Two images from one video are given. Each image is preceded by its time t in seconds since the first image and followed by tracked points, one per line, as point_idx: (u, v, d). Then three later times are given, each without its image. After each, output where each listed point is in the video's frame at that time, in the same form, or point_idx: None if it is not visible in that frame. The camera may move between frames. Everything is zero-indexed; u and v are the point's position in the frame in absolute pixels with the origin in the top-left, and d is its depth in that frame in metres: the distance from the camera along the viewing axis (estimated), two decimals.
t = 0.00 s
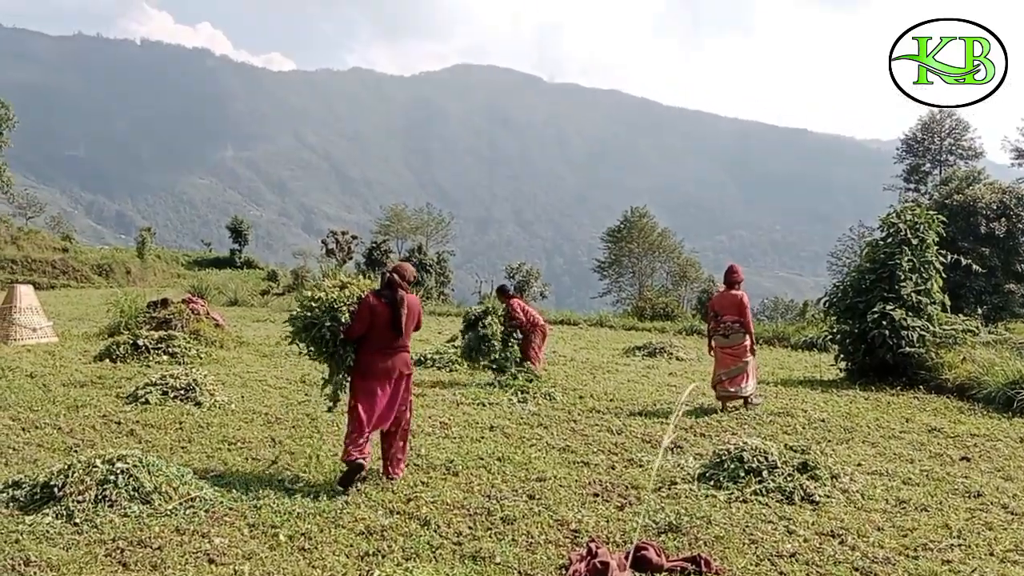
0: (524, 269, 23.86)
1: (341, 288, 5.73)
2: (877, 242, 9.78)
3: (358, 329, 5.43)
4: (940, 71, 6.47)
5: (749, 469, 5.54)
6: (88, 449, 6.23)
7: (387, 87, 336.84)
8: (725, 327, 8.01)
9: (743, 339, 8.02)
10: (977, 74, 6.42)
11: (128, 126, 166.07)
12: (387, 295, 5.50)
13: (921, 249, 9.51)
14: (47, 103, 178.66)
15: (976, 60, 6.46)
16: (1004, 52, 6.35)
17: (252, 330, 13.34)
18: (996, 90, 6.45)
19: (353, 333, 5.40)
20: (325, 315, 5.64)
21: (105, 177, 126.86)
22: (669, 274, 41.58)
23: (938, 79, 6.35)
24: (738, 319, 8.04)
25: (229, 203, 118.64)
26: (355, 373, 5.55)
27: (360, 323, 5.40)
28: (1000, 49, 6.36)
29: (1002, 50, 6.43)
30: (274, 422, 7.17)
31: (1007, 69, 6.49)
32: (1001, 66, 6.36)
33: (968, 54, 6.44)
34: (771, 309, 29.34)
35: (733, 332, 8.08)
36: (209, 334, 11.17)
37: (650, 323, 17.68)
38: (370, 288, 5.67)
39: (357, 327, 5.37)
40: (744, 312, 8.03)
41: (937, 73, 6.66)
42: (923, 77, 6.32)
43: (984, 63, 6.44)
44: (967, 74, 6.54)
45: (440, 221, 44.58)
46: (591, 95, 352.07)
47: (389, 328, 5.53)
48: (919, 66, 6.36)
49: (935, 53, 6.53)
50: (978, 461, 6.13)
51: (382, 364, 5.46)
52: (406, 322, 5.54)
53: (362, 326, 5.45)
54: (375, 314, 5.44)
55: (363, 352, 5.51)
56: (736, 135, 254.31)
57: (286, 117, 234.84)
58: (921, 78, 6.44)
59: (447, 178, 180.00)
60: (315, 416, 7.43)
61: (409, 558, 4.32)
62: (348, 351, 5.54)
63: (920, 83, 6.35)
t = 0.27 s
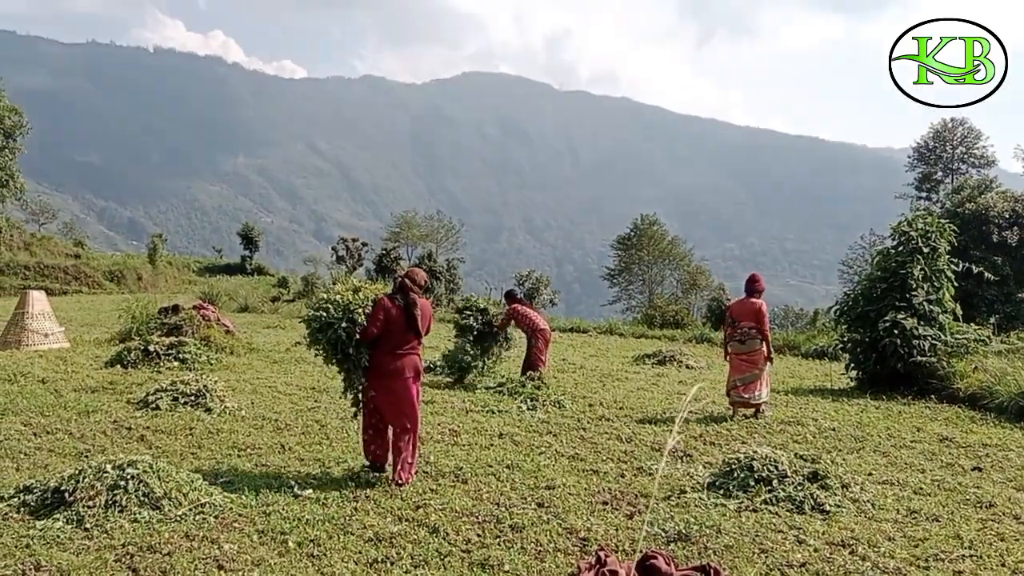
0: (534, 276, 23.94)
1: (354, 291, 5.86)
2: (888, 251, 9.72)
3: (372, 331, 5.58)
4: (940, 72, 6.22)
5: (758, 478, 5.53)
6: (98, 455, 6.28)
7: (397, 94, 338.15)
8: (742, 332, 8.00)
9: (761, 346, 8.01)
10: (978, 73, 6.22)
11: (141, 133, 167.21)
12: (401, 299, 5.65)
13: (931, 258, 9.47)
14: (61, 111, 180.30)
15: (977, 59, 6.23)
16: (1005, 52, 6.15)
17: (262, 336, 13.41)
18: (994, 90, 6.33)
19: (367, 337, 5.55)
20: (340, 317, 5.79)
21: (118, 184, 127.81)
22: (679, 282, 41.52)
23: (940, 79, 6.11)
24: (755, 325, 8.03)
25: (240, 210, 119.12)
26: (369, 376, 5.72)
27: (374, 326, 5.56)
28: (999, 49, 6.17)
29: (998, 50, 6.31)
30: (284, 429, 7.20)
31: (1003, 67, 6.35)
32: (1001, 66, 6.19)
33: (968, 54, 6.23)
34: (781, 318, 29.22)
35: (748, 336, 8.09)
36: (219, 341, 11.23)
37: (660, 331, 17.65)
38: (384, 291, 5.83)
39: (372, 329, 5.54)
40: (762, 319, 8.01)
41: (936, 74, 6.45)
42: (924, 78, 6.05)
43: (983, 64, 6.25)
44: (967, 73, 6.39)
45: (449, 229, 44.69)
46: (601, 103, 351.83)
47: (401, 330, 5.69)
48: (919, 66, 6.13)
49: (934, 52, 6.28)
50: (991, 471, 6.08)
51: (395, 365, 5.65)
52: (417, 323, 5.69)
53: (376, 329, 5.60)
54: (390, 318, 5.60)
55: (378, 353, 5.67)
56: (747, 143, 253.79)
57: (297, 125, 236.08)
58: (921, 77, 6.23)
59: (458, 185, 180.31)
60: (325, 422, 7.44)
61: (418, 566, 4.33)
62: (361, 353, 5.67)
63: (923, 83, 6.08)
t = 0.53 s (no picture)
0: (544, 282, 24.01)
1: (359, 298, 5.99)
2: (901, 258, 9.65)
3: (375, 336, 5.67)
4: (940, 72, 6.12)
5: (769, 485, 5.51)
6: (110, 458, 6.35)
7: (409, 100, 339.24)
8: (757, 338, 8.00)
9: (776, 352, 8.00)
10: (978, 74, 6.14)
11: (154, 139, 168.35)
12: (406, 305, 5.73)
13: (945, 266, 9.40)
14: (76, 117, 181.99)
15: (978, 58, 6.11)
16: (1006, 51, 6.06)
17: (274, 341, 13.49)
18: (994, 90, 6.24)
19: (370, 342, 5.67)
20: (346, 323, 5.93)
21: (131, 190, 128.77)
22: (689, 289, 41.45)
23: (940, 80, 5.97)
24: (773, 331, 8.03)
25: (252, 216, 119.69)
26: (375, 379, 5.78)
27: (378, 331, 5.67)
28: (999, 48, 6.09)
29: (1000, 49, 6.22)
30: (294, 433, 7.24)
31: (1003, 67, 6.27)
32: (1002, 66, 6.11)
33: (969, 54, 6.12)
34: (792, 324, 29.10)
35: (765, 342, 8.08)
36: (230, 345, 11.31)
37: (670, 337, 17.63)
38: (389, 297, 5.91)
39: (375, 336, 5.65)
40: (779, 324, 8.00)
41: (936, 75, 6.34)
42: (925, 77, 5.95)
43: (985, 63, 6.15)
44: (968, 74, 6.30)
45: (460, 235, 44.82)
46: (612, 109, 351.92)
47: (407, 334, 5.75)
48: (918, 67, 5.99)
49: (934, 53, 6.16)
50: (1003, 481, 6.05)
51: (401, 371, 5.69)
52: (420, 326, 5.74)
53: (379, 335, 5.67)
54: (392, 322, 5.68)
55: (381, 356, 5.73)
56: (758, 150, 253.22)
57: (309, 131, 237.24)
58: (920, 78, 6.10)
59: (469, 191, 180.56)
60: (336, 426, 7.49)
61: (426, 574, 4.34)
62: (366, 357, 5.79)
63: (923, 83, 5.93)
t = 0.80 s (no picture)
0: (555, 286, 24.07)
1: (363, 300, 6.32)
2: (913, 264, 9.62)
3: (379, 333, 6.01)
4: (940, 72, 6.07)
5: (780, 490, 5.49)
6: (121, 460, 6.41)
7: (419, 104, 340.10)
8: (766, 342, 8.03)
9: (786, 356, 8.01)
10: (978, 73, 6.13)
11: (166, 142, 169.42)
12: (411, 303, 6.05)
13: (956, 271, 9.37)
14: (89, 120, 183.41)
15: (977, 59, 6.11)
16: (1006, 50, 6.04)
17: (285, 344, 13.55)
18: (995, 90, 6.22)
19: (377, 337, 5.99)
20: (352, 323, 6.24)
21: (144, 192, 129.60)
22: (700, 294, 41.35)
23: (939, 80, 5.93)
24: (782, 335, 8.05)
25: (262, 218, 120.09)
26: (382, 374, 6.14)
27: (383, 328, 5.97)
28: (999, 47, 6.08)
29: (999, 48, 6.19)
30: (305, 436, 7.28)
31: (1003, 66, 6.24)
32: (1002, 64, 6.08)
33: (969, 54, 6.11)
34: (804, 330, 28.99)
35: (775, 346, 8.08)
36: (241, 348, 11.39)
37: (680, 342, 17.63)
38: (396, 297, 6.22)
39: (382, 331, 5.96)
40: (789, 329, 8.02)
41: (937, 74, 6.32)
42: (924, 78, 5.88)
43: (983, 64, 6.15)
44: (967, 74, 6.26)
45: (471, 238, 44.93)
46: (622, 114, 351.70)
47: (412, 335, 6.10)
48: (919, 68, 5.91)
49: (935, 52, 6.09)
50: (1017, 487, 6.00)
51: (405, 371, 6.03)
52: (423, 325, 6.10)
53: (384, 332, 6.01)
54: (397, 321, 6.00)
55: (388, 353, 6.08)
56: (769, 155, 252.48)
57: (320, 134, 238.10)
58: (920, 77, 6.06)
59: (479, 196, 180.65)
60: (345, 430, 7.51)
61: None
62: (374, 355, 6.10)
63: (922, 84, 5.88)
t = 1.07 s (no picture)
0: (564, 292, 24.09)
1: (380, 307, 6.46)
2: (923, 272, 9.58)
3: (397, 340, 6.15)
4: (940, 72, 6.20)
5: (790, 499, 5.48)
6: (131, 464, 6.44)
7: (429, 109, 341.06)
8: (772, 349, 8.03)
9: (791, 362, 8.02)
10: (978, 73, 6.18)
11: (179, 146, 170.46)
12: (426, 311, 6.20)
13: (968, 278, 9.33)
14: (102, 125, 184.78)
15: (977, 58, 6.20)
16: (1005, 51, 6.12)
17: (294, 349, 13.62)
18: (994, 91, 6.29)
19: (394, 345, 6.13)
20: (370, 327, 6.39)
21: (156, 197, 130.35)
22: (710, 300, 41.25)
23: (939, 79, 6.10)
24: (787, 342, 8.03)
25: (273, 223, 120.54)
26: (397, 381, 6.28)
27: (401, 335, 6.10)
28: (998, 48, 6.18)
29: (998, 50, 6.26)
30: (314, 440, 7.32)
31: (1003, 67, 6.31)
32: (1002, 66, 6.16)
33: (968, 54, 6.21)
34: (814, 337, 28.88)
35: (780, 354, 8.08)
36: (251, 352, 11.44)
37: (690, 348, 17.62)
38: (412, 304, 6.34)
39: (399, 338, 6.10)
40: (794, 335, 7.99)
41: (935, 74, 6.40)
42: (923, 78, 6.06)
43: (984, 63, 6.23)
44: (968, 74, 6.32)
45: (481, 243, 45.00)
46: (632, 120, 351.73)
47: (425, 342, 6.22)
48: (917, 65, 6.14)
49: (933, 53, 6.24)
50: None
51: (418, 376, 6.15)
52: (438, 332, 6.24)
53: (401, 339, 6.14)
54: (414, 327, 6.13)
55: (405, 360, 6.21)
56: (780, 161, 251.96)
57: (331, 140, 238.94)
58: (921, 77, 6.22)
59: (489, 201, 180.78)
60: (355, 434, 7.53)
61: None
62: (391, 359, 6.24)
63: (921, 83, 6.07)
